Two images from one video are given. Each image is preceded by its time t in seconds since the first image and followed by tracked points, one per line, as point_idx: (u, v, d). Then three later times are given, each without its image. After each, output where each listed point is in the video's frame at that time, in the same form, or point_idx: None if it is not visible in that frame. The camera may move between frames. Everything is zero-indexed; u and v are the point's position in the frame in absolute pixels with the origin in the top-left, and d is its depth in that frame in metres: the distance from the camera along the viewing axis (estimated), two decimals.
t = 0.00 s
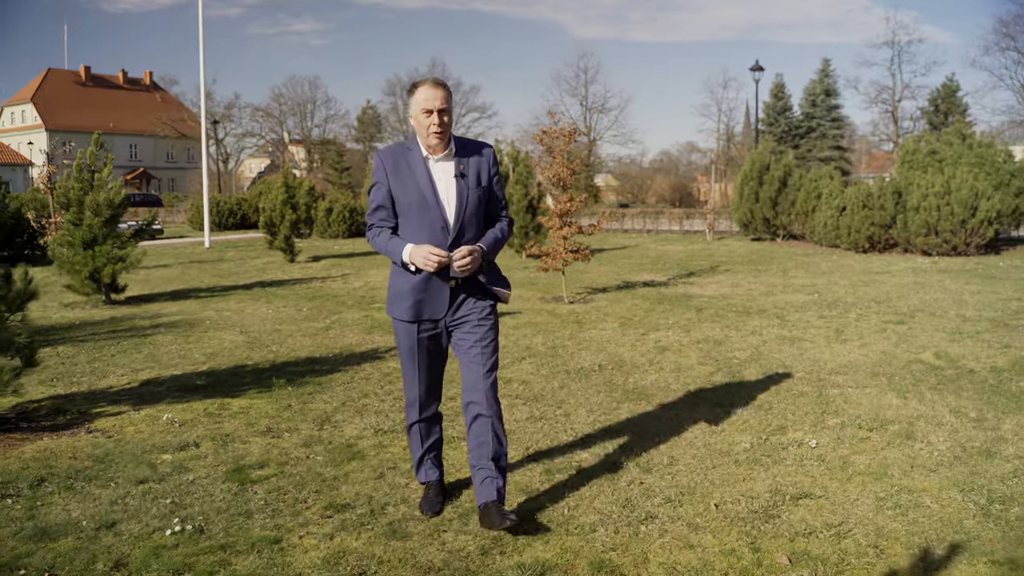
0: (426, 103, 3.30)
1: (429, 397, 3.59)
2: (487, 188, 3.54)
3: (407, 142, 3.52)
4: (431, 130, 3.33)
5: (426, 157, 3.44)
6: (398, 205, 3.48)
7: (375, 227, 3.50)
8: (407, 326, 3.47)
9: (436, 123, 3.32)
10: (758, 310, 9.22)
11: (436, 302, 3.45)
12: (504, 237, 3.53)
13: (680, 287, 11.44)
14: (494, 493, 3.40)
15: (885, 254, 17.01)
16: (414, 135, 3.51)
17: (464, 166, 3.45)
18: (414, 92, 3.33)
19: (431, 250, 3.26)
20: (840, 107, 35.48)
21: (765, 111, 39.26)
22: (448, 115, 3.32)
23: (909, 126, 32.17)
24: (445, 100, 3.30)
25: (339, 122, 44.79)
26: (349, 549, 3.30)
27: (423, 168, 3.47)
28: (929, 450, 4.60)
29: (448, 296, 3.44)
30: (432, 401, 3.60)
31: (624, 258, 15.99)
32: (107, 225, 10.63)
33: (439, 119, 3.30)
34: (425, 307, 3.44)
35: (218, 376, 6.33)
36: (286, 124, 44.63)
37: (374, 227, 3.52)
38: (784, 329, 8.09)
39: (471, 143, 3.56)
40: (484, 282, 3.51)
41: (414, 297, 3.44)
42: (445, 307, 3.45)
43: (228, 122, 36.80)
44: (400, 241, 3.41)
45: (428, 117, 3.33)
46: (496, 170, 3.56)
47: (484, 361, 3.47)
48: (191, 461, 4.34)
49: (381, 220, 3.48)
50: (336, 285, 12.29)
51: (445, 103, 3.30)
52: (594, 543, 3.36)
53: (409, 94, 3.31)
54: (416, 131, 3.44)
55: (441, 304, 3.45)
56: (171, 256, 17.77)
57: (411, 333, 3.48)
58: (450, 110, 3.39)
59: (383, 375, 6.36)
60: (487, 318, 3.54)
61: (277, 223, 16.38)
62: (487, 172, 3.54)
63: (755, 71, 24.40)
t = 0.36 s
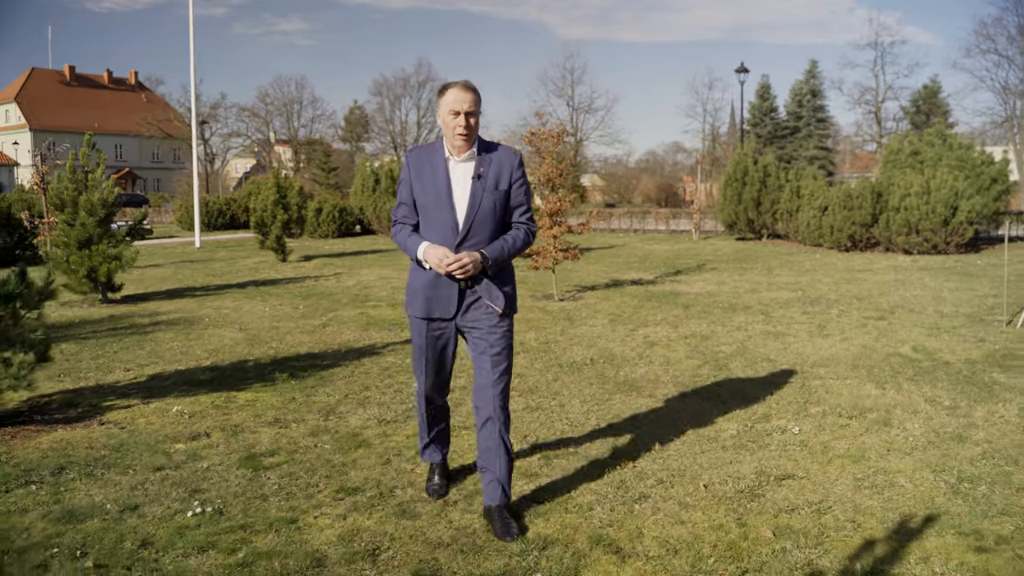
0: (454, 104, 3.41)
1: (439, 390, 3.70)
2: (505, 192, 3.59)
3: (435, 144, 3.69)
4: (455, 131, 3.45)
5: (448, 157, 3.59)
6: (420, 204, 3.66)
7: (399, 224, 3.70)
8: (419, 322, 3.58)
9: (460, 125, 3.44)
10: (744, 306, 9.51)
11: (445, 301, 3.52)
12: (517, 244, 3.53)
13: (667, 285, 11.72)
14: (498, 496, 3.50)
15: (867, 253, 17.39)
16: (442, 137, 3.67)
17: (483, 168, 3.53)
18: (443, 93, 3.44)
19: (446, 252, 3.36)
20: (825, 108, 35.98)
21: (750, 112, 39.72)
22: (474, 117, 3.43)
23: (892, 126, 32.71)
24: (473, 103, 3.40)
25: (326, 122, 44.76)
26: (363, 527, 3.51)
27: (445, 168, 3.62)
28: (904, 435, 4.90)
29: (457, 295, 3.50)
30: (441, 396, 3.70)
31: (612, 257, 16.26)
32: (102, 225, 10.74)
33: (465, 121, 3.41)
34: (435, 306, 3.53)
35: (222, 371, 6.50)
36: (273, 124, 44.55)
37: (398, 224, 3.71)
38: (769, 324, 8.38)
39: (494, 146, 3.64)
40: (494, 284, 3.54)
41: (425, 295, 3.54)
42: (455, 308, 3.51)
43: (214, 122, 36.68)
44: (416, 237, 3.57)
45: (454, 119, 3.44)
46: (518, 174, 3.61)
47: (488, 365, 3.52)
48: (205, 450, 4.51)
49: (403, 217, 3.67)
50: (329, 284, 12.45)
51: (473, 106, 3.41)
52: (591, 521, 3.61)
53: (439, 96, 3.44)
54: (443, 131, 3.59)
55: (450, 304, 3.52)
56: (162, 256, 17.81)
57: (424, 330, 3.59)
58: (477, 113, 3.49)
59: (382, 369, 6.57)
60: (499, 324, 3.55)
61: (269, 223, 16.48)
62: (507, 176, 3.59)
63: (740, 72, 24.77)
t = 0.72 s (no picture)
0: (468, 105, 3.55)
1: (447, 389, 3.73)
2: (517, 190, 3.74)
3: (450, 144, 3.82)
4: (468, 131, 3.58)
5: (463, 156, 3.72)
6: (434, 202, 3.79)
7: (413, 222, 3.83)
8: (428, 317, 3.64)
9: (473, 125, 3.56)
10: (714, 303, 9.86)
11: (457, 298, 3.60)
12: (529, 241, 3.66)
13: (640, 283, 12.04)
14: (486, 479, 3.68)
15: (832, 251, 17.93)
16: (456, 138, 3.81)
17: (496, 166, 3.67)
18: (458, 94, 3.58)
19: (461, 249, 3.47)
20: (793, 110, 36.75)
21: (720, 113, 40.38)
22: (486, 119, 3.56)
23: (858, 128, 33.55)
24: (486, 104, 3.54)
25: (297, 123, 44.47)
26: (358, 508, 3.71)
27: (460, 168, 3.76)
28: (863, 420, 5.24)
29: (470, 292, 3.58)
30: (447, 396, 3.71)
31: (586, 256, 16.56)
32: (82, 227, 10.75)
33: (477, 122, 3.55)
34: (448, 301, 3.60)
35: (208, 368, 6.63)
36: (245, 124, 44.16)
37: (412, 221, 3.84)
38: (737, 320, 8.73)
39: (507, 146, 3.79)
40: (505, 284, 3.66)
41: (437, 292, 3.61)
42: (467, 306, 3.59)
43: (184, 122, 36.28)
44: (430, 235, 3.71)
45: (467, 119, 3.57)
46: (530, 171, 3.75)
47: (496, 362, 3.66)
48: (199, 440, 4.66)
49: (417, 216, 3.80)
50: (307, 283, 12.55)
51: (486, 107, 3.55)
52: (571, 500, 3.86)
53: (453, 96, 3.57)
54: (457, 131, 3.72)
55: (462, 301, 3.59)
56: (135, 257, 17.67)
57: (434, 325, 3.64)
58: (490, 113, 3.63)
59: (366, 364, 6.76)
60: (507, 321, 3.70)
61: (245, 223, 16.48)
62: (519, 175, 3.74)
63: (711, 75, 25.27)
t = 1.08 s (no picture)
0: (460, 112, 3.32)
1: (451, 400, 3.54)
2: (514, 195, 3.61)
3: (441, 144, 3.55)
4: (463, 138, 3.36)
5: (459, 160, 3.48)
6: (429, 206, 3.50)
7: (406, 226, 3.50)
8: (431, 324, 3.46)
9: (468, 131, 3.34)
10: (682, 299, 10.18)
11: (462, 303, 3.43)
12: (526, 244, 3.58)
13: (610, 280, 12.33)
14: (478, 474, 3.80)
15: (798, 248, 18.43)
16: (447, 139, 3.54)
17: (496, 172, 3.50)
18: (449, 99, 3.35)
19: (471, 255, 3.29)
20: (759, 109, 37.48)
21: (688, 113, 40.99)
22: (481, 125, 3.33)
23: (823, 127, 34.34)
24: (480, 111, 3.31)
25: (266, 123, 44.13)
26: (346, 492, 3.90)
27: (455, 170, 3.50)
28: (822, 405, 5.56)
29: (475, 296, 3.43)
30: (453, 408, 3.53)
31: (558, 254, 16.83)
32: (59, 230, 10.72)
33: (473, 128, 3.33)
34: (454, 306, 3.43)
35: (189, 366, 6.74)
36: (213, 124, 43.72)
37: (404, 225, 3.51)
38: (704, 314, 9.05)
39: (500, 150, 3.61)
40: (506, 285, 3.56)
41: (439, 297, 3.43)
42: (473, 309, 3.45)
43: (151, 123, 35.84)
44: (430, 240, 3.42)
45: (460, 126, 3.34)
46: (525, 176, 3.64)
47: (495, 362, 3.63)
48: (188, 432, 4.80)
49: (412, 219, 3.48)
50: (282, 283, 12.63)
51: (479, 113, 3.32)
52: (546, 482, 4.10)
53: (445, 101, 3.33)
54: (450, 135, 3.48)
55: (465, 306, 3.43)
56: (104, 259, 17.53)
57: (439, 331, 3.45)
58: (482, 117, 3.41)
59: (346, 360, 6.93)
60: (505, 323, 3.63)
61: (217, 224, 16.45)
62: (515, 179, 3.60)
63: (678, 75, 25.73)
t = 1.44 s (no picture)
0: (461, 110, 3.31)
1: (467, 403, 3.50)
2: (518, 193, 3.67)
3: (443, 146, 3.53)
4: (466, 137, 3.35)
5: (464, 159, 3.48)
6: (438, 207, 3.46)
7: (416, 228, 3.44)
8: (447, 328, 3.42)
9: (471, 130, 3.34)
10: (667, 296, 10.41)
11: (480, 303, 3.41)
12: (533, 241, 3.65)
13: (596, 279, 12.54)
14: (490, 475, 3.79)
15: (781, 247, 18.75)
16: (447, 139, 3.53)
17: (502, 170, 3.54)
18: (450, 98, 3.34)
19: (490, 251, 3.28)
20: (742, 110, 37.88)
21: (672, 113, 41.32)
22: (483, 123, 3.33)
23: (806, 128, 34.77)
24: (481, 109, 3.30)
25: (250, 122, 43.97)
26: (348, 478, 4.09)
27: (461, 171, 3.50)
28: (800, 397, 5.79)
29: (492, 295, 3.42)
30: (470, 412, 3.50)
31: (545, 253, 17.03)
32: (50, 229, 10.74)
33: (476, 127, 3.32)
34: (470, 308, 3.40)
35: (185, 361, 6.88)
36: (197, 122, 43.52)
37: (413, 227, 3.44)
38: (689, 311, 9.29)
39: (500, 150, 3.65)
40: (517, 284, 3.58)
41: (457, 299, 3.39)
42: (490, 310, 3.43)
43: (134, 122, 35.64)
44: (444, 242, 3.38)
45: (462, 124, 3.34)
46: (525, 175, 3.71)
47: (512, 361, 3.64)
48: (191, 424, 4.96)
49: (421, 222, 3.43)
50: (271, 282, 12.75)
51: (481, 112, 3.31)
52: (539, 470, 4.29)
53: (446, 100, 3.32)
54: (452, 136, 3.46)
55: (483, 306, 3.41)
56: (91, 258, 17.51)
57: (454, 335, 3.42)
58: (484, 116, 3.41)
59: (340, 356, 7.09)
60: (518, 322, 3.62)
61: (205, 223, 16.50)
62: (518, 178, 3.66)
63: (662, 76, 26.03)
